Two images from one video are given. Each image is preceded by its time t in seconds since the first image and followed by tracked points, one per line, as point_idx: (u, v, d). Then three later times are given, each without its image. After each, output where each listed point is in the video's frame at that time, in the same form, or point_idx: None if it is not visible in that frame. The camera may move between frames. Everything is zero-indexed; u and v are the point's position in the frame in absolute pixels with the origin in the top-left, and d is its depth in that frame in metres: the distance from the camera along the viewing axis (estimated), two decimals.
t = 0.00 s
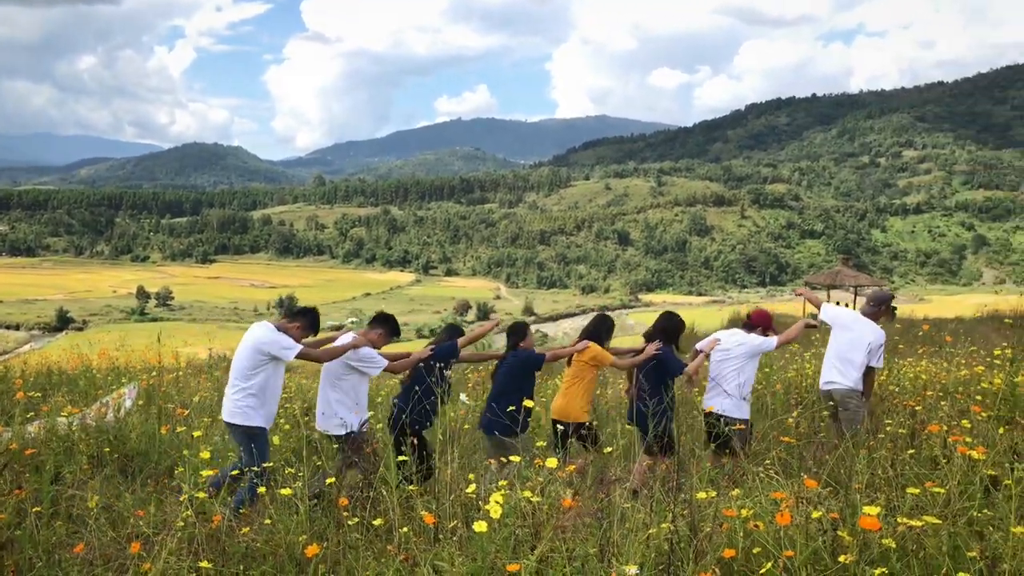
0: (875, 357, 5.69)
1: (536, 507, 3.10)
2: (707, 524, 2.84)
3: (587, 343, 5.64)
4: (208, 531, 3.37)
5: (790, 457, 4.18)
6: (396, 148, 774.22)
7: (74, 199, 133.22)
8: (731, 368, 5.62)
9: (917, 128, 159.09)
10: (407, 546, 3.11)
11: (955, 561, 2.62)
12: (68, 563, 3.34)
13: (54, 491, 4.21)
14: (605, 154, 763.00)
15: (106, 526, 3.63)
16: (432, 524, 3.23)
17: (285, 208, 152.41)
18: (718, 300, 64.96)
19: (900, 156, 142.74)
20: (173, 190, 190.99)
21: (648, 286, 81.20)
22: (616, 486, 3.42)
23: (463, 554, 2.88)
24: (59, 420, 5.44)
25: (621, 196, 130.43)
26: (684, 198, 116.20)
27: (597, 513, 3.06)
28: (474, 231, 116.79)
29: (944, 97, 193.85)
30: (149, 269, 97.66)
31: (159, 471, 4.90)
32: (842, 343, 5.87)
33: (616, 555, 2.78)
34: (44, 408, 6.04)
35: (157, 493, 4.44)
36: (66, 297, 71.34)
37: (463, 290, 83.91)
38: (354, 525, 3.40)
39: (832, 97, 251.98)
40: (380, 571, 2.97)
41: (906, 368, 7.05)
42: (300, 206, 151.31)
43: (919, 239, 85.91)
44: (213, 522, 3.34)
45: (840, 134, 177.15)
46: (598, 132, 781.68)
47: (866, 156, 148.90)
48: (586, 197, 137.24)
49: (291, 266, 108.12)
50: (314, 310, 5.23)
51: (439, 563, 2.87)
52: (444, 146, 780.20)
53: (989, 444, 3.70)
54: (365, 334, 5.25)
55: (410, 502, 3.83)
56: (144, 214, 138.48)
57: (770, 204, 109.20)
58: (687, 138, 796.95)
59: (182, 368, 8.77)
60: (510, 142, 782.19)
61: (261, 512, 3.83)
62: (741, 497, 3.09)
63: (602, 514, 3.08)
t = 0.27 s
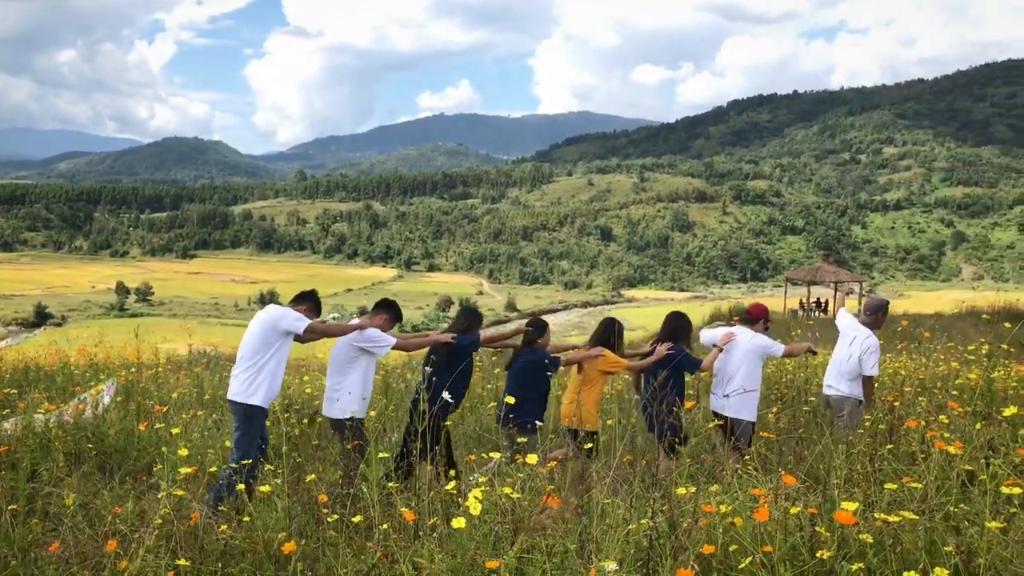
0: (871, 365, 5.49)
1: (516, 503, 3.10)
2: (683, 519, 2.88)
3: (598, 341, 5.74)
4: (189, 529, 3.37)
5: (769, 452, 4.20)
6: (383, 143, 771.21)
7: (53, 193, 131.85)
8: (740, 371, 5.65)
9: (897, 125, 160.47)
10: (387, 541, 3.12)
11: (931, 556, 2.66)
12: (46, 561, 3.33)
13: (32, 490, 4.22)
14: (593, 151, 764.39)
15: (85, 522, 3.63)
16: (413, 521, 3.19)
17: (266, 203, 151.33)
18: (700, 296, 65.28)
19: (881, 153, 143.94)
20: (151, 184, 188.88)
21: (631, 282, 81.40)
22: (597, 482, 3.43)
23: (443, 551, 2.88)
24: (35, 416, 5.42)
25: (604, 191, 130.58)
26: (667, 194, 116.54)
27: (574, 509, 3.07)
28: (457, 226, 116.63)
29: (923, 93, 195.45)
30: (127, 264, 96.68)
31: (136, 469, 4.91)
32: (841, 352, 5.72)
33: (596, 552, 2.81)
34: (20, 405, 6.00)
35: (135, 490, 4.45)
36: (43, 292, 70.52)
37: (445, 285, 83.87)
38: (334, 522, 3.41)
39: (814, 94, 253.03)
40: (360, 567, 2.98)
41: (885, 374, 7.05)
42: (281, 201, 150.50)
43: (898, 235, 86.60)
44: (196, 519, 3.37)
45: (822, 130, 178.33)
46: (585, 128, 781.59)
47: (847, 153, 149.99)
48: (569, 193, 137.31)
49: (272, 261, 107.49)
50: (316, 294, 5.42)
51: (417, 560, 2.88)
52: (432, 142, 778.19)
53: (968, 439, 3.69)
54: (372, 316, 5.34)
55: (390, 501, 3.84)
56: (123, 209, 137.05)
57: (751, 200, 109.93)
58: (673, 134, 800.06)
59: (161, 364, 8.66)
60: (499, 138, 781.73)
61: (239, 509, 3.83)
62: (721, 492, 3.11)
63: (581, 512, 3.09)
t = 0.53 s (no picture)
0: (881, 347, 5.49)
1: (496, 501, 3.11)
2: (665, 514, 2.88)
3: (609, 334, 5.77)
4: (168, 529, 3.37)
5: (751, 447, 4.23)
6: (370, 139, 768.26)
7: (29, 190, 130.15)
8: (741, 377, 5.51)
9: (877, 122, 161.84)
10: (367, 538, 3.12)
11: (910, 550, 2.68)
12: (25, 560, 3.31)
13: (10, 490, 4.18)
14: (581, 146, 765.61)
15: (63, 522, 3.61)
16: (394, 519, 3.18)
17: (246, 199, 150.34)
18: (682, 292, 65.58)
19: (860, 149, 145.17)
20: (128, 180, 186.83)
21: (613, 277, 81.50)
22: (576, 477, 3.44)
23: (422, 549, 2.88)
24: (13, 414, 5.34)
25: (586, 187, 130.83)
26: (648, 189, 116.91)
27: (554, 506, 3.07)
28: (439, 222, 116.48)
29: (902, 88, 197.04)
30: (106, 261, 95.74)
31: (113, 467, 4.84)
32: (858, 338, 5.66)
33: (578, 547, 2.81)
34: None
35: (115, 488, 4.41)
36: (20, 290, 69.70)
37: (427, 282, 83.80)
38: (314, 518, 3.39)
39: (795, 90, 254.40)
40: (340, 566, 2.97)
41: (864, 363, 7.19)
42: (262, 198, 149.56)
43: (878, 231, 87.34)
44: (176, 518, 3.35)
45: (802, 126, 179.44)
46: (572, 124, 782.10)
47: (827, 149, 151.02)
48: (551, 189, 137.48)
49: (253, 257, 106.93)
50: (317, 290, 5.08)
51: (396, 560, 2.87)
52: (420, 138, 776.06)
53: (944, 431, 3.72)
54: (378, 320, 5.31)
55: (371, 499, 3.83)
56: (101, 205, 135.67)
57: (732, 195, 110.59)
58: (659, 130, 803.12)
59: (141, 362, 8.55)
60: (487, 134, 781.19)
61: (220, 507, 3.81)
62: (699, 486, 3.12)
63: (561, 509, 3.09)
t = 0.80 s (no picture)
0: (892, 349, 5.81)
1: (477, 501, 3.12)
2: (649, 515, 2.86)
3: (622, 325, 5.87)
4: (150, 529, 3.37)
5: (735, 443, 4.25)
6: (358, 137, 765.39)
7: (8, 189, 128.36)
8: (745, 375, 5.75)
9: (858, 119, 162.84)
10: (345, 540, 3.11)
11: (889, 544, 2.71)
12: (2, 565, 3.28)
13: None
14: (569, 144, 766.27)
15: (41, 525, 3.60)
16: (377, 517, 3.19)
17: (227, 198, 149.17)
18: (666, 288, 65.73)
19: (841, 146, 146.00)
20: (107, 179, 184.73)
21: (596, 275, 81.46)
22: (559, 476, 3.42)
23: (401, 549, 2.86)
24: None
25: (568, 185, 130.95)
26: (631, 187, 116.98)
27: (534, 503, 3.07)
28: (422, 220, 116.10)
29: (883, 85, 198.40)
30: (86, 261, 94.80)
31: (91, 467, 4.83)
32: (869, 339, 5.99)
33: (560, 547, 2.81)
34: None
35: (89, 489, 4.39)
36: None
37: (411, 280, 83.62)
38: (297, 521, 3.41)
39: (776, 86, 255.50)
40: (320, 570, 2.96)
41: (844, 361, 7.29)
42: (244, 196, 148.44)
43: (860, 227, 87.78)
44: (158, 519, 3.33)
45: (784, 123, 180.37)
46: (560, 121, 782.17)
47: (809, 146, 151.66)
48: (534, 187, 137.41)
49: (234, 256, 106.20)
50: (338, 290, 5.22)
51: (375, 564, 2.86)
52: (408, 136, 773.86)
53: (924, 426, 3.73)
54: (393, 314, 5.38)
55: (354, 495, 3.82)
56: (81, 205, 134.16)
57: (715, 192, 111.04)
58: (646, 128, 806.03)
59: (121, 363, 8.50)
60: (475, 131, 780.23)
61: (203, 507, 3.79)
62: (680, 483, 3.14)
63: (541, 510, 3.09)
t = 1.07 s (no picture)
0: (890, 345, 6.15)
1: (456, 502, 3.14)
2: (629, 514, 2.89)
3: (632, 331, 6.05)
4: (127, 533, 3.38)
5: (715, 442, 4.29)
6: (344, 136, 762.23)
7: None
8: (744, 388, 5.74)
9: (835, 117, 164.11)
10: (327, 542, 3.12)
11: (868, 542, 2.72)
12: None
13: None
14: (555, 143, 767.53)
15: (15, 529, 3.56)
16: (356, 520, 3.19)
17: (206, 198, 147.84)
18: (647, 288, 66.00)
19: (820, 144, 147.12)
20: (81, 180, 182.34)
21: (577, 274, 81.62)
22: (539, 476, 3.44)
23: (381, 551, 2.86)
24: None
25: (549, 185, 131.15)
26: (612, 187, 117.27)
27: (512, 505, 3.08)
28: (403, 221, 115.79)
29: (861, 84, 199.94)
30: (62, 263, 93.67)
31: (68, 472, 4.77)
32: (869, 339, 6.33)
33: (541, 546, 2.84)
34: None
35: (69, 493, 4.36)
36: None
37: (391, 280, 83.45)
38: (276, 523, 3.43)
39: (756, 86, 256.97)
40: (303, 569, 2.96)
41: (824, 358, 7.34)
42: (223, 197, 147.44)
43: (838, 225, 88.50)
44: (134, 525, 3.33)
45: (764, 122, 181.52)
46: (545, 121, 783.19)
47: (787, 145, 152.71)
48: (515, 187, 137.45)
49: (213, 258, 105.43)
50: (350, 288, 5.72)
51: (355, 564, 2.87)
52: (394, 136, 771.74)
53: (900, 423, 3.77)
54: (398, 305, 5.65)
55: (333, 498, 3.80)
56: (56, 206, 132.52)
57: (695, 191, 111.65)
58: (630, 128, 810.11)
59: (99, 365, 8.40)
60: (462, 131, 779.74)
61: (181, 512, 3.78)
62: (658, 482, 3.16)
63: (520, 510, 3.11)
